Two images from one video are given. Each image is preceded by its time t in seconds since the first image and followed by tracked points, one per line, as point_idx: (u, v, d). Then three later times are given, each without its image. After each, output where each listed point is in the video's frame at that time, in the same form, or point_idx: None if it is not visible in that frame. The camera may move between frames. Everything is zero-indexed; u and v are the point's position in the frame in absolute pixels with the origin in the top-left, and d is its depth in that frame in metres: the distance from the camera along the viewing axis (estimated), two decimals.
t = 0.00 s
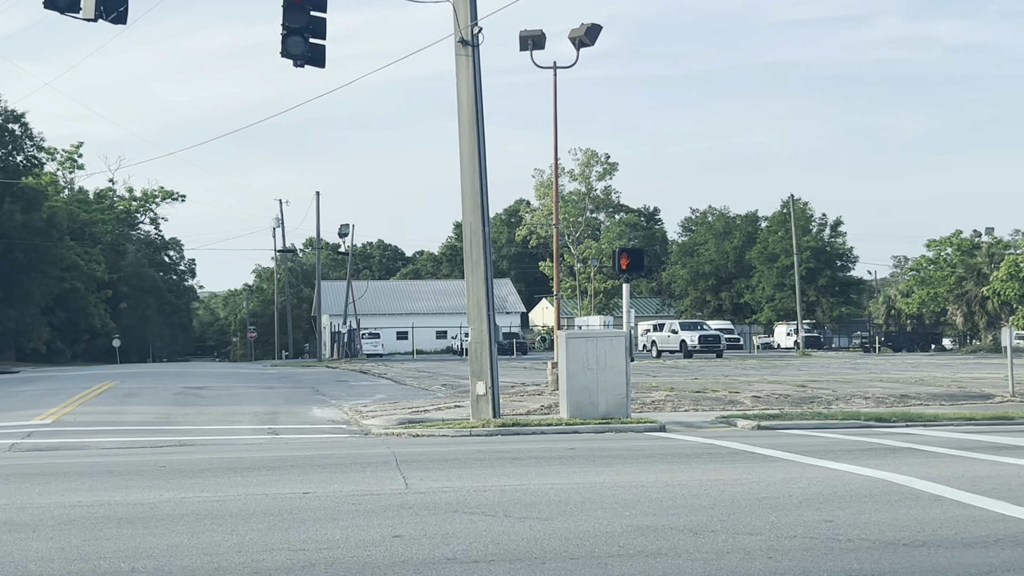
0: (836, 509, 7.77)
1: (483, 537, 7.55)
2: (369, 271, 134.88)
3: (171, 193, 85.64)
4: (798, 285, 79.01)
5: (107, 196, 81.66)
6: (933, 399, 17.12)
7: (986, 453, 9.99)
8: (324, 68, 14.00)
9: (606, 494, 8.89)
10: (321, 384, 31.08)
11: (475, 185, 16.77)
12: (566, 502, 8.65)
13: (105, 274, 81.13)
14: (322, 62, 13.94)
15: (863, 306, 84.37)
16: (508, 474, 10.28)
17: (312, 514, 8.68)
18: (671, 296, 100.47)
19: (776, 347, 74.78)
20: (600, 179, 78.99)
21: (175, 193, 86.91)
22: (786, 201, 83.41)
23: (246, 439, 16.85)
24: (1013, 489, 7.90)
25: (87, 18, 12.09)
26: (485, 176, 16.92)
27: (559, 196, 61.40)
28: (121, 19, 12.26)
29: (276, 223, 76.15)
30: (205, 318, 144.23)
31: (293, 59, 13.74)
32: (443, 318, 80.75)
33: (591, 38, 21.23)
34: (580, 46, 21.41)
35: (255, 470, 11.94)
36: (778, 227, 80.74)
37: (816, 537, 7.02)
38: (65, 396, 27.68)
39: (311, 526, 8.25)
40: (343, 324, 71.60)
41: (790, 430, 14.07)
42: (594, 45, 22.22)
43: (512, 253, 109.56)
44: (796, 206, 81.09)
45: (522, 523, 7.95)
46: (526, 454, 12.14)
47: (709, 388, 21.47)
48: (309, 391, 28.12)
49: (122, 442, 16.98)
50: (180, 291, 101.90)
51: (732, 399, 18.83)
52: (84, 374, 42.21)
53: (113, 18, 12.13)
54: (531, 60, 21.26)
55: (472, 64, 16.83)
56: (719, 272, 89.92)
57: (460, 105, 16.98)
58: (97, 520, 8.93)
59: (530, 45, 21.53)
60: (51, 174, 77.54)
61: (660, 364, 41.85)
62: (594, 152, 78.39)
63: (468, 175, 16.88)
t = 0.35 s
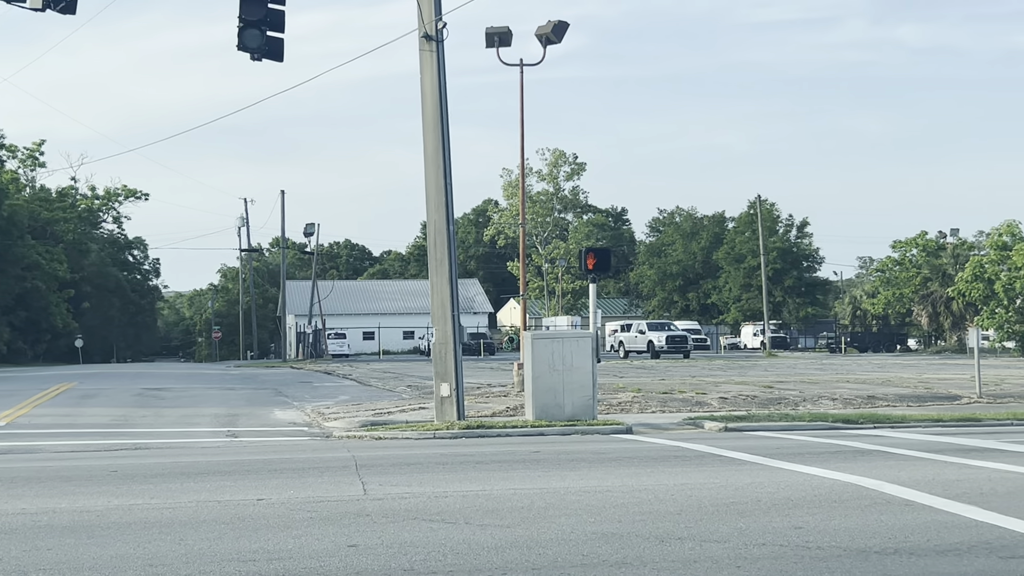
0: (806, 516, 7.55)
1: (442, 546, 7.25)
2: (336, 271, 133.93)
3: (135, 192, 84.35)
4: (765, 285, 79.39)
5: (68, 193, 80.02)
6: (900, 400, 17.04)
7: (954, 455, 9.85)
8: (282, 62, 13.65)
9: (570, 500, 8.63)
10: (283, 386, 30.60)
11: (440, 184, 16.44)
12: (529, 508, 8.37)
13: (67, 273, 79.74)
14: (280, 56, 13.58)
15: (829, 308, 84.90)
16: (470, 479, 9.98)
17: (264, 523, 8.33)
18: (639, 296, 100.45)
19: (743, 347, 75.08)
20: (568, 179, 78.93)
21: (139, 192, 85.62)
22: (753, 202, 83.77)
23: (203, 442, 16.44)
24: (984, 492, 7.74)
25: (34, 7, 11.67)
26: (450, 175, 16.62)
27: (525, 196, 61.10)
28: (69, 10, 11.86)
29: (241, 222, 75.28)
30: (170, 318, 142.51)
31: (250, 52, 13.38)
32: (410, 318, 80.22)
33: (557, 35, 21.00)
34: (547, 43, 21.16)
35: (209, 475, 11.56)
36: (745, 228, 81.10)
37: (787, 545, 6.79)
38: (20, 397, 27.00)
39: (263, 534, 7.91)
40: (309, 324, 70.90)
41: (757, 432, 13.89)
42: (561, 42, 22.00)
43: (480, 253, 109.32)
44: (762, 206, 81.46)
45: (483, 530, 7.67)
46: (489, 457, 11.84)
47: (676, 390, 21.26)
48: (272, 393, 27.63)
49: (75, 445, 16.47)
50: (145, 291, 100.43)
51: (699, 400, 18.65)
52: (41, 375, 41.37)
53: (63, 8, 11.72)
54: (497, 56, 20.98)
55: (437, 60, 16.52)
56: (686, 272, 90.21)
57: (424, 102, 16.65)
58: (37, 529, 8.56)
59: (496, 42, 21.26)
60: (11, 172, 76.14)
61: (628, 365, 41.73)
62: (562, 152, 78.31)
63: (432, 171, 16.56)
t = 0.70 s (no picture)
0: (770, 522, 7.31)
1: (392, 555, 6.93)
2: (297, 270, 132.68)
3: (90, 188, 82.66)
4: (725, 285, 79.79)
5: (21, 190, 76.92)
6: (861, 400, 16.96)
7: (919, 458, 9.67)
8: (230, 53, 13.22)
9: (528, 506, 8.32)
10: (239, 385, 30.03)
11: (396, 180, 16.07)
12: (485, 514, 8.05)
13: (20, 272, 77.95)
14: (229, 47, 13.16)
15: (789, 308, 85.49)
16: (425, 483, 9.66)
17: (207, 532, 7.95)
18: (600, 295, 100.43)
19: (704, 347, 75.37)
20: (530, 178, 78.68)
21: (95, 189, 83.95)
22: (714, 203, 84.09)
23: (152, 445, 15.96)
24: (951, 497, 7.56)
25: None
26: (407, 171, 16.26)
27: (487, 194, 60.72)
28: None
29: (198, 219, 74.13)
30: (128, 317, 140.33)
31: (198, 42, 12.92)
32: (370, 317, 79.53)
33: (518, 31, 20.69)
34: (507, 38, 20.85)
35: (154, 479, 11.13)
36: (706, 228, 81.42)
37: (751, 553, 6.54)
38: None
39: (204, 543, 7.53)
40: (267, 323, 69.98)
41: (718, 433, 13.70)
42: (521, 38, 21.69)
43: (442, 252, 108.86)
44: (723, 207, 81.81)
45: (436, 539, 7.35)
46: (447, 460, 11.51)
47: (638, 390, 21.06)
48: (227, 393, 27.05)
49: (17, 448, 15.91)
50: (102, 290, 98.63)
51: (660, 401, 18.45)
52: None
53: None
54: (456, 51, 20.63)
55: (394, 53, 16.15)
56: (647, 272, 90.42)
57: (382, 97, 16.27)
58: None
59: (456, 36, 20.90)
60: None
61: (589, 364, 41.57)
62: (524, 152, 78.11)
63: (389, 166, 16.19)
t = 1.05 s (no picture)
0: (723, 530, 6.99)
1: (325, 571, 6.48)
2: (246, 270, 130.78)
3: (34, 184, 80.46)
4: (677, 284, 80.14)
5: None
6: (812, 401, 16.84)
7: (873, 460, 9.46)
8: (164, 42, 12.70)
9: (472, 514, 7.92)
10: (182, 387, 29.25)
11: (340, 175, 15.58)
12: (426, 525, 7.63)
13: None
14: (162, 35, 12.63)
15: (739, 308, 86.11)
16: (366, 490, 9.21)
17: (128, 545, 7.43)
18: (552, 295, 100.22)
19: (655, 346, 75.62)
20: (482, 177, 78.28)
21: (38, 185, 81.70)
22: (666, 203, 84.43)
23: (84, 449, 15.28)
24: (907, 503, 7.32)
25: None
26: (351, 167, 15.77)
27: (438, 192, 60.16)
28: None
29: (144, 216, 72.51)
30: (73, 315, 137.39)
31: (129, 30, 12.36)
32: (320, 317, 78.48)
33: (467, 25, 20.31)
34: (456, 33, 20.45)
35: (81, 487, 10.54)
36: (657, 228, 81.73)
37: (704, 564, 6.22)
38: None
39: (123, 558, 7.03)
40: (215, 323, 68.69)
41: (670, 435, 13.43)
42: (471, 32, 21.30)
43: (394, 251, 108.09)
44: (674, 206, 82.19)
45: (374, 551, 6.92)
46: (391, 465, 11.07)
47: (588, 391, 20.78)
48: (169, 394, 26.25)
49: None
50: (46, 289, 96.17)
51: (610, 402, 18.18)
52: None
53: None
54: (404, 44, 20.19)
55: (337, 45, 15.65)
56: (599, 272, 90.51)
57: (325, 90, 15.77)
58: None
59: (404, 30, 20.46)
60: None
61: (540, 364, 41.29)
62: (477, 150, 77.70)
63: (332, 159, 15.70)
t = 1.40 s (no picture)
0: (660, 541, 6.58)
1: None
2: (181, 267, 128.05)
3: None
4: (616, 282, 80.22)
5: None
6: (750, 402, 16.63)
7: (813, 464, 9.17)
8: (76, 24, 11.99)
9: (395, 526, 7.41)
10: (106, 387, 28.14)
11: (265, 168, 14.92)
12: (345, 538, 7.10)
13: None
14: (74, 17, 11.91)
15: (678, 307, 86.54)
16: (282, 499, 8.64)
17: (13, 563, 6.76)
18: (492, 294, 99.82)
19: (593, 346, 75.64)
20: (422, 175, 77.56)
21: None
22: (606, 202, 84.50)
23: None
24: (851, 509, 7.01)
25: None
26: (277, 160, 15.13)
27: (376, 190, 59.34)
28: None
29: (72, 212, 70.33)
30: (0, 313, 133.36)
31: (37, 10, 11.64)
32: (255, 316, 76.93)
33: (401, 15, 19.74)
34: (390, 23, 19.87)
35: None
36: (597, 226, 81.75)
37: None
38: None
39: None
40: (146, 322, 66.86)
41: (607, 436, 13.06)
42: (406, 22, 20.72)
43: (332, 249, 106.66)
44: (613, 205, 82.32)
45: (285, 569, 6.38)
46: (314, 471, 10.51)
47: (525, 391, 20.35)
48: (90, 396, 25.20)
49: None
50: None
51: (547, 402, 17.79)
52: None
53: None
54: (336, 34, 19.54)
55: (263, 32, 14.99)
56: (539, 270, 90.29)
57: (250, 80, 15.10)
58: None
59: (336, 19, 19.80)
60: None
61: (479, 363, 40.79)
62: (416, 148, 76.90)
63: (257, 152, 15.04)
